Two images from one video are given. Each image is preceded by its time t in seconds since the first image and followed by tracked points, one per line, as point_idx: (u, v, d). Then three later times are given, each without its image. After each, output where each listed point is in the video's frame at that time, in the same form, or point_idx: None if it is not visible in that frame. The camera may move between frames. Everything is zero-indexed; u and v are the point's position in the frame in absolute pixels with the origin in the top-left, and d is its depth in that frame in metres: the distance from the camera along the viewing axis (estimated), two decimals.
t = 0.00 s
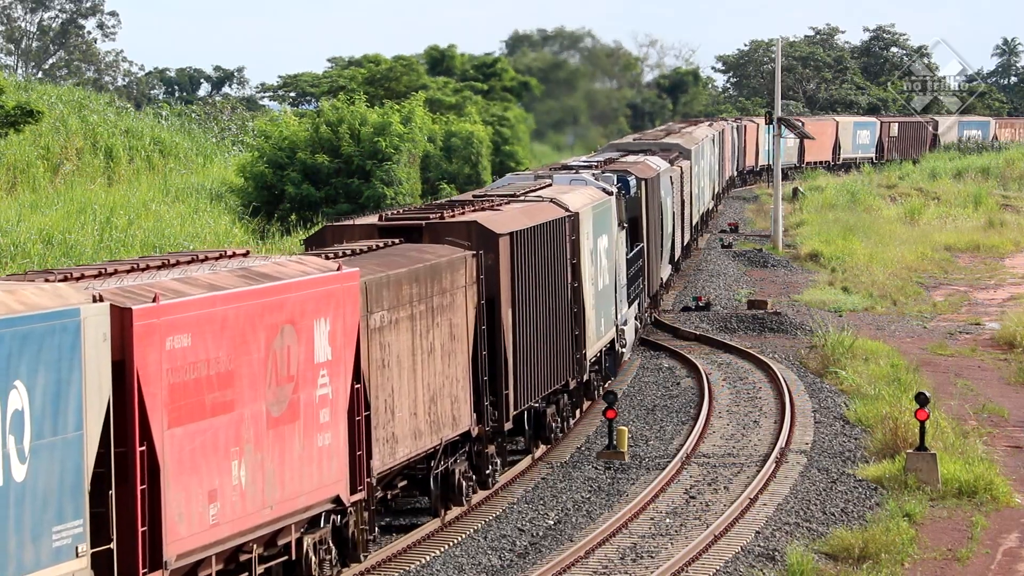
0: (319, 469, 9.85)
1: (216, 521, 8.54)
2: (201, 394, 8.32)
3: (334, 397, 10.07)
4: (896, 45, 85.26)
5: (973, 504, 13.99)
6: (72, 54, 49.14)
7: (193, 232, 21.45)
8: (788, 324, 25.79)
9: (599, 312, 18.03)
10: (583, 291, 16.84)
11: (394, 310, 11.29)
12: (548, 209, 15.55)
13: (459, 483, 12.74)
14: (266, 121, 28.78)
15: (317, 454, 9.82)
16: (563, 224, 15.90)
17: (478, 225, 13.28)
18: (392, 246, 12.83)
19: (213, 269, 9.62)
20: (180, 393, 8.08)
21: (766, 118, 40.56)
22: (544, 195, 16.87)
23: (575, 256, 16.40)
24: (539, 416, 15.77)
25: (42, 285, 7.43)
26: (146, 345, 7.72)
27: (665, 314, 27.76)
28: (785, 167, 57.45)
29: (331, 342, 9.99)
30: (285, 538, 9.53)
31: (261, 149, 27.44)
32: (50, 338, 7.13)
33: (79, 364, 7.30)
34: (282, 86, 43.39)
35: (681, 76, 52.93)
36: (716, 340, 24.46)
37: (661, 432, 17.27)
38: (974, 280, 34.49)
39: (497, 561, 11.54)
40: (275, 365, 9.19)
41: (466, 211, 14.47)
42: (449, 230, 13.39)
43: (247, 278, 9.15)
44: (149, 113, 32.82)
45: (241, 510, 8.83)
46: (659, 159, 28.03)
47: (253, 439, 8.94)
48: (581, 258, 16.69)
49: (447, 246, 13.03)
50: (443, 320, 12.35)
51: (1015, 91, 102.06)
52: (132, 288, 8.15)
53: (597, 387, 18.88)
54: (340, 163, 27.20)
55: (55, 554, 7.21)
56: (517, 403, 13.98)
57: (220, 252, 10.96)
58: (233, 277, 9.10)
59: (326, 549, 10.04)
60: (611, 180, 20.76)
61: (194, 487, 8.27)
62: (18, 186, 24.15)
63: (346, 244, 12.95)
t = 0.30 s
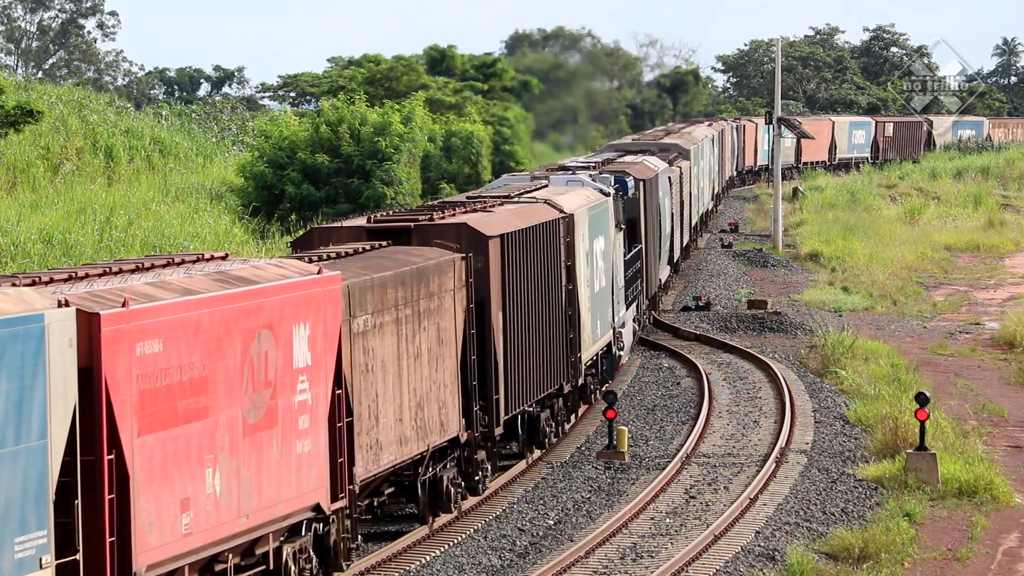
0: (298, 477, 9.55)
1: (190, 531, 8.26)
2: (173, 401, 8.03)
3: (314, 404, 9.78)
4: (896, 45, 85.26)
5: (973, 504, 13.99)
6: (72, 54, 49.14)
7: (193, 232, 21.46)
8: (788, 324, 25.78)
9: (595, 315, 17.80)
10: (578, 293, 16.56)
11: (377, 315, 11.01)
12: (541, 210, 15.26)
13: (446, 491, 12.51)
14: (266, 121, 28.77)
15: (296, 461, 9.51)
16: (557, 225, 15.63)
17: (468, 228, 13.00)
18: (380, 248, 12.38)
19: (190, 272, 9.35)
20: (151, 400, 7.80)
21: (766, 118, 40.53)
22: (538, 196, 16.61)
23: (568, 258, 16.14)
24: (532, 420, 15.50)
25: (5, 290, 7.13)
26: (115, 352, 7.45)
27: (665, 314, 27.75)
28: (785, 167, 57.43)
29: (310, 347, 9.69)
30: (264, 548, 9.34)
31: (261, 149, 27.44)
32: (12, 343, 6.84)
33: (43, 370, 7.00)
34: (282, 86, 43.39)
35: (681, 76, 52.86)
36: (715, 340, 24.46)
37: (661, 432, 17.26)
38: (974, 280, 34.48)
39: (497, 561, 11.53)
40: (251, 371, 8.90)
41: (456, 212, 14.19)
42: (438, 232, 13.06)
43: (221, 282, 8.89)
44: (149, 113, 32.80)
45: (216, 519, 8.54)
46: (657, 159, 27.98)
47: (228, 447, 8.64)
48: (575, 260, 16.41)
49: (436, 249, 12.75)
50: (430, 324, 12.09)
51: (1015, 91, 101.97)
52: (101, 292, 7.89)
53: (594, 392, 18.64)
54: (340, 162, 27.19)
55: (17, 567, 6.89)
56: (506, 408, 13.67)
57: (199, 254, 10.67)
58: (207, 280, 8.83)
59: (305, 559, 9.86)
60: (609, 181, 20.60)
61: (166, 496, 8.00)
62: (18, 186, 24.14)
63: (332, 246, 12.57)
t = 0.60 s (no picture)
0: (277, 486, 9.11)
1: (161, 541, 7.83)
2: (143, 407, 7.62)
3: (294, 411, 9.34)
4: (896, 45, 85.34)
5: (973, 503, 14.00)
6: (71, 54, 49.13)
7: (193, 232, 21.46)
8: (788, 324, 25.79)
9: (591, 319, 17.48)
10: (573, 296, 16.18)
11: (360, 319, 10.60)
12: (534, 212, 14.86)
13: (434, 498, 12.18)
14: (266, 121, 28.76)
15: (273, 469, 9.06)
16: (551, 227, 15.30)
17: (457, 230, 12.53)
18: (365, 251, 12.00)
19: (164, 274, 8.89)
20: (120, 407, 7.39)
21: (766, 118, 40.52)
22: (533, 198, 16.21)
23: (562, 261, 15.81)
24: (526, 424, 15.19)
25: None
26: (82, 358, 7.05)
27: (665, 314, 27.75)
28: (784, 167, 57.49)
29: (290, 353, 9.25)
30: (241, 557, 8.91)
31: (261, 149, 27.46)
32: None
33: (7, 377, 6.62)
34: (282, 86, 43.40)
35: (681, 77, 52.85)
36: (715, 340, 24.47)
37: (661, 432, 17.27)
38: (974, 280, 34.49)
39: (497, 561, 11.54)
40: (227, 377, 8.47)
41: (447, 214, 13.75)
42: (426, 235, 12.60)
43: (196, 285, 8.43)
44: (149, 113, 32.81)
45: (189, 530, 8.10)
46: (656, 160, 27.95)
47: (201, 455, 8.21)
48: (570, 262, 16.06)
49: (423, 251, 12.37)
50: (416, 328, 11.67)
51: (1015, 91, 101.94)
52: (68, 296, 7.43)
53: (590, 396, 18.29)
54: (340, 162, 27.17)
55: None
56: (496, 414, 13.21)
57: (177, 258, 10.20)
58: (180, 284, 8.39)
59: (284, 568, 9.46)
60: (605, 182, 20.54)
61: (135, 505, 7.57)
62: (18, 185, 24.14)
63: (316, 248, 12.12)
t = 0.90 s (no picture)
0: (253, 494, 8.89)
1: (130, 552, 7.61)
2: (110, 415, 7.40)
3: (272, 417, 9.11)
4: (896, 45, 85.35)
5: (973, 504, 13.99)
6: (72, 54, 49.11)
7: (193, 232, 21.48)
8: (788, 324, 25.78)
9: (586, 321, 17.29)
10: (566, 300, 15.99)
11: (342, 324, 10.29)
12: (527, 215, 14.68)
13: (420, 504, 11.84)
14: (266, 121, 28.76)
15: (249, 477, 8.84)
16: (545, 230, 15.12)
17: (445, 233, 12.31)
18: (352, 254, 11.76)
19: (137, 279, 8.67)
20: (85, 415, 7.18)
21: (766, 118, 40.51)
22: (527, 199, 16.05)
23: (555, 264, 15.62)
24: (519, 429, 14.95)
25: None
26: (46, 365, 6.86)
27: (665, 314, 27.75)
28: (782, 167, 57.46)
29: (268, 359, 9.02)
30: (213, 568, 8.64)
31: (261, 149, 27.48)
32: None
33: None
34: (282, 86, 43.41)
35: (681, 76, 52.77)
36: (715, 340, 24.46)
37: (661, 432, 17.27)
38: (974, 280, 34.49)
39: (497, 561, 11.54)
40: (200, 384, 8.25)
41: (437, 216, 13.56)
42: (414, 238, 12.37)
43: (169, 290, 8.23)
44: (149, 113, 32.81)
45: (160, 541, 7.89)
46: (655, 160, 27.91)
47: (172, 463, 7.99)
48: (564, 265, 15.87)
49: (411, 254, 12.14)
50: (403, 332, 11.43)
51: (1016, 92, 101.84)
52: (34, 301, 7.27)
53: (586, 400, 18.14)
54: (340, 163, 27.15)
55: None
56: (485, 421, 12.99)
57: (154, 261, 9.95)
58: (154, 289, 8.17)
59: None
60: (602, 184, 20.52)
61: (102, 516, 7.37)
62: (18, 185, 24.14)
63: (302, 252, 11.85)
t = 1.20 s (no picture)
0: (228, 502, 8.56)
1: (98, 564, 7.29)
2: (78, 422, 7.12)
3: (249, 424, 8.80)
4: (896, 45, 85.36)
5: (973, 504, 13.99)
6: (72, 54, 49.08)
7: (194, 232, 21.49)
8: (788, 324, 25.78)
9: (581, 324, 17.09)
10: (561, 303, 15.75)
11: (322, 328, 9.94)
12: (519, 216, 14.46)
13: (407, 512, 11.58)
14: (266, 121, 28.75)
15: (225, 485, 8.52)
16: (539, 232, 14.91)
17: (432, 235, 12.06)
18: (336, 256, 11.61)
19: (110, 282, 8.37)
20: (50, 423, 6.90)
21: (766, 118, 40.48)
22: (520, 201, 15.88)
23: (549, 266, 15.41)
24: (510, 433, 14.60)
25: None
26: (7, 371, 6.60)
27: (665, 314, 27.75)
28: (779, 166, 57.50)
29: (243, 365, 8.72)
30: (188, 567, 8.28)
31: (261, 149, 27.49)
32: None
33: None
34: (282, 85, 43.42)
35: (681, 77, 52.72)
36: (715, 340, 24.46)
37: (661, 432, 17.27)
38: (974, 280, 34.49)
39: (497, 561, 11.54)
40: (172, 390, 7.95)
41: (427, 219, 13.34)
42: (401, 240, 12.15)
43: (141, 294, 7.95)
44: (149, 113, 32.80)
45: (130, 553, 7.57)
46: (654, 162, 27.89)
47: (142, 472, 7.68)
48: (558, 268, 15.66)
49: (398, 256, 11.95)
50: (389, 337, 11.16)
51: (1016, 92, 101.78)
52: None
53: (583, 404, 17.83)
54: (340, 163, 27.12)
55: None
56: (474, 427, 12.63)
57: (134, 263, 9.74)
58: (125, 292, 7.90)
59: None
60: (599, 185, 20.52)
61: (68, 526, 7.06)
62: (18, 186, 24.14)
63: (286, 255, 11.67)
